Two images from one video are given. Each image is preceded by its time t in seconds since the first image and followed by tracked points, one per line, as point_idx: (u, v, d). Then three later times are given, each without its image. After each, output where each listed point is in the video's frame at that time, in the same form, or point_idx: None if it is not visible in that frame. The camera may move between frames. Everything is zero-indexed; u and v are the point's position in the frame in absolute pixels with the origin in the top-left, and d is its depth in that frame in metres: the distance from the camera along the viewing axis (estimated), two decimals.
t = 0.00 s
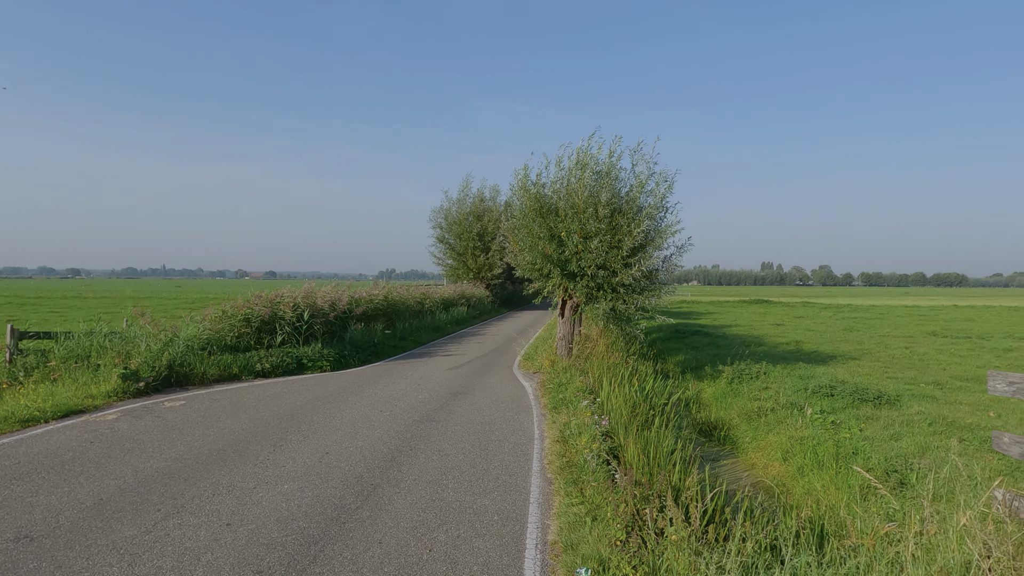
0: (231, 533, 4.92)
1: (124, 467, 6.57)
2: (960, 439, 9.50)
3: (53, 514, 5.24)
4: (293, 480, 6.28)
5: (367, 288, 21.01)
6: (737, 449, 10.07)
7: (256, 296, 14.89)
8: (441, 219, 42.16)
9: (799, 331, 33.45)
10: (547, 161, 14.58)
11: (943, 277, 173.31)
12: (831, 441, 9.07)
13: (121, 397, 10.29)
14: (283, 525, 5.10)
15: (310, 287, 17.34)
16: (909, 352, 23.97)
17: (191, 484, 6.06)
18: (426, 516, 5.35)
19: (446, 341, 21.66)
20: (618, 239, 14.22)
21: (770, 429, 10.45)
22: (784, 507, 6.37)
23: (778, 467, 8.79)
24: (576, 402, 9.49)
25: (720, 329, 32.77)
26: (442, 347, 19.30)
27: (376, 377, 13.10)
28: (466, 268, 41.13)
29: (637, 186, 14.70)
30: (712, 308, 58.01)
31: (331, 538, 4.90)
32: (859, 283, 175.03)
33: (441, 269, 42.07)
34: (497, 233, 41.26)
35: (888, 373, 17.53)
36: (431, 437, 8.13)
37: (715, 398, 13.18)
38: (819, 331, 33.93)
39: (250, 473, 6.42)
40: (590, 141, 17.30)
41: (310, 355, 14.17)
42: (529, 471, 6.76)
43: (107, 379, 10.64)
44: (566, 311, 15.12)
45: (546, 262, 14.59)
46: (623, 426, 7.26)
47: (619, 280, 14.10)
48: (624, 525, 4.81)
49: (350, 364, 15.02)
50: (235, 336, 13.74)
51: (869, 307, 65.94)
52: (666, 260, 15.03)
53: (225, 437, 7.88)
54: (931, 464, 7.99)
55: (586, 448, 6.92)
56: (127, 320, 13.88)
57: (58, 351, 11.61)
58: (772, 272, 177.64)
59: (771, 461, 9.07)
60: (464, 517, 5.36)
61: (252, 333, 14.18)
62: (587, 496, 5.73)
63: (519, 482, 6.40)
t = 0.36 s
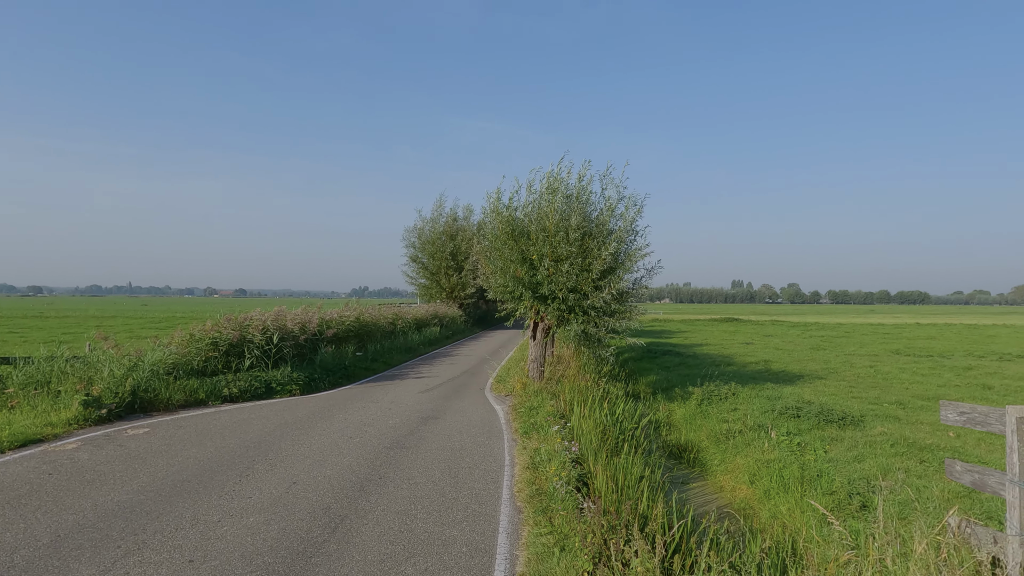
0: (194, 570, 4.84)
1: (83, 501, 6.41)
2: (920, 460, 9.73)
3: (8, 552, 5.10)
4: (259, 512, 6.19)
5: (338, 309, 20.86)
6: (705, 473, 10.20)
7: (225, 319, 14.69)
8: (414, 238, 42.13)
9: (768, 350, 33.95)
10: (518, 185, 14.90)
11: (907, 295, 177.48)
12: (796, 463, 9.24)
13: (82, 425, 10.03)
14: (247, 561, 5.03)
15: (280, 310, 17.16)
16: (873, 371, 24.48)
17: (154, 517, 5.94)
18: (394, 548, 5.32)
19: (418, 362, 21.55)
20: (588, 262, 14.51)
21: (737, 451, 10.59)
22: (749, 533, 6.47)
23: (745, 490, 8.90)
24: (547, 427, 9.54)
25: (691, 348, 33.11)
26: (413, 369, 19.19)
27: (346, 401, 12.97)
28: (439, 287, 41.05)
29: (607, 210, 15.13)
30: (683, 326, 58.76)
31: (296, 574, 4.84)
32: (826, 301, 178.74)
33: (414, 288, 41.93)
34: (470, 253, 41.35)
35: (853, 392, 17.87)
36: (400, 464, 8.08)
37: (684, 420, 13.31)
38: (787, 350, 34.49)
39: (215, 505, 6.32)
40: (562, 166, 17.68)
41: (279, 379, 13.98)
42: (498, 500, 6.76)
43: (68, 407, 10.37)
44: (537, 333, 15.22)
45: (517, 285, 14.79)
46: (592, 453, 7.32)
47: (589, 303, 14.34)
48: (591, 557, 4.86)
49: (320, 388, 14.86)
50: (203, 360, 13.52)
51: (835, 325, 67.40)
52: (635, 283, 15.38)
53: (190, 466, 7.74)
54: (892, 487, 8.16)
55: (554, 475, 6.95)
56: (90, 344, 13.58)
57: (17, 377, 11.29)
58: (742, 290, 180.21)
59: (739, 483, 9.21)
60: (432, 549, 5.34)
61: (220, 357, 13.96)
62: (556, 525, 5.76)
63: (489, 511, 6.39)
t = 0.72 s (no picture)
0: None
1: (41, 526, 6.25)
2: (885, 475, 9.91)
3: None
4: (224, 536, 6.09)
5: (310, 325, 20.66)
6: (676, 489, 10.29)
7: (194, 337, 14.46)
8: (388, 252, 41.97)
9: (740, 364, 34.36)
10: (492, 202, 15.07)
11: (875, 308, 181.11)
12: (765, 478, 9.35)
13: (42, 446, 9.76)
14: None
15: (251, 326, 16.95)
16: (842, 385, 24.89)
17: (115, 543, 5.81)
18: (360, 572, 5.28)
19: (391, 378, 21.38)
20: (561, 279, 14.68)
21: (708, 467, 10.69)
22: (716, 551, 6.55)
23: (716, 507, 8.98)
24: (518, 445, 9.54)
25: (664, 362, 33.37)
26: (386, 385, 19.04)
27: (317, 419, 12.81)
28: (413, 302, 40.87)
29: (580, 228, 15.35)
30: (657, 340, 59.20)
31: None
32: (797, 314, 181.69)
33: (388, 303, 41.70)
34: (445, 267, 41.32)
35: (822, 407, 18.14)
36: (370, 485, 8.00)
37: (656, 436, 13.40)
38: (758, 364, 34.91)
39: (178, 530, 6.19)
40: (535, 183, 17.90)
41: (248, 396, 13.78)
42: (468, 521, 6.73)
43: (28, 427, 10.10)
44: (511, 349, 15.27)
45: (491, 301, 14.87)
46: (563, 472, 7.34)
47: (562, 319, 14.48)
48: None
49: (291, 405, 14.67)
50: (170, 378, 13.28)
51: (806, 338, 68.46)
52: (607, 299, 15.58)
53: (154, 489, 7.58)
54: (857, 502, 8.29)
55: (525, 495, 6.95)
56: (53, 361, 13.25)
57: None
58: (715, 303, 182.32)
59: (709, 499, 9.31)
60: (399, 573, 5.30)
61: (189, 375, 13.73)
62: (525, 546, 5.76)
63: (458, 532, 6.36)
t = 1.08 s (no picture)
0: None
1: None
2: (852, 485, 10.08)
3: None
4: (191, 555, 5.99)
5: (282, 337, 20.43)
6: (648, 501, 10.36)
7: (163, 349, 14.21)
8: (362, 262, 41.73)
9: (712, 374, 34.73)
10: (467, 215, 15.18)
11: (844, 318, 184.55)
12: (734, 489, 9.46)
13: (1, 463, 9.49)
14: None
15: (222, 338, 16.72)
16: (812, 394, 25.27)
17: (77, 564, 5.68)
18: None
19: (365, 390, 21.20)
20: (535, 291, 14.81)
21: (679, 478, 10.77)
22: (686, 564, 6.60)
23: (687, 518, 9.06)
24: (491, 458, 9.53)
25: (638, 372, 33.59)
26: (359, 397, 18.86)
27: (288, 432, 12.65)
28: (388, 312, 40.64)
29: (554, 240, 15.52)
30: (631, 350, 59.54)
31: None
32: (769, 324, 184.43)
33: (363, 313, 41.41)
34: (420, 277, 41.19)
35: (792, 416, 18.40)
36: (342, 500, 7.93)
37: (629, 447, 13.47)
38: (731, 374, 35.31)
39: (143, 549, 6.08)
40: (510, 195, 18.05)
41: (218, 409, 13.56)
42: (439, 536, 6.72)
43: None
44: (485, 361, 15.31)
45: (465, 313, 14.94)
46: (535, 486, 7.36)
47: (536, 330, 14.60)
48: None
49: (261, 418, 14.47)
50: (138, 392, 13.01)
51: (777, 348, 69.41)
52: (581, 311, 15.73)
53: (119, 507, 7.43)
54: (825, 513, 8.42)
55: (497, 509, 6.96)
56: (15, 375, 12.91)
57: None
58: (688, 313, 184.25)
59: (680, 511, 9.38)
60: None
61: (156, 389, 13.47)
62: (495, 562, 5.77)
63: (429, 548, 6.34)
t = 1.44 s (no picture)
0: None
1: None
2: (821, 490, 10.25)
3: None
4: (158, 568, 5.88)
5: (254, 344, 20.17)
6: (622, 507, 10.41)
7: (130, 358, 13.94)
8: (337, 269, 41.41)
9: (686, 380, 35.03)
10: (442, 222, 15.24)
11: (815, 324, 187.46)
12: (707, 495, 9.55)
13: None
14: None
15: (192, 346, 16.46)
16: (783, 400, 25.63)
17: None
18: None
19: (339, 398, 21.00)
20: (510, 298, 14.91)
21: (653, 484, 10.84)
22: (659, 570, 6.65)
23: (660, 524, 9.13)
24: (466, 467, 9.51)
25: (613, 379, 33.76)
26: (333, 406, 18.69)
27: (259, 442, 12.47)
28: (363, 319, 40.34)
29: (529, 248, 15.64)
30: (607, 357, 59.84)
31: None
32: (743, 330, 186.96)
33: (337, 320, 41.06)
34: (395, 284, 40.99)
35: (764, 422, 18.63)
36: (314, 510, 7.84)
37: (604, 453, 13.54)
38: (705, 380, 35.67)
39: (107, 563, 5.94)
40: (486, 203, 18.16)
41: (188, 419, 13.33)
42: (413, 545, 6.68)
43: None
44: (460, 368, 15.31)
45: (440, 320, 14.95)
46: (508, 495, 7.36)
47: (511, 338, 14.67)
48: None
49: (233, 428, 14.25)
50: (104, 401, 12.72)
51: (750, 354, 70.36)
52: (556, 318, 15.84)
53: (83, 520, 7.25)
54: (794, 518, 8.55)
55: (470, 517, 6.94)
56: None
57: None
58: (663, 320, 185.68)
59: (653, 517, 9.44)
60: None
61: (124, 398, 13.20)
62: (469, 571, 5.76)
63: (402, 558, 6.30)
